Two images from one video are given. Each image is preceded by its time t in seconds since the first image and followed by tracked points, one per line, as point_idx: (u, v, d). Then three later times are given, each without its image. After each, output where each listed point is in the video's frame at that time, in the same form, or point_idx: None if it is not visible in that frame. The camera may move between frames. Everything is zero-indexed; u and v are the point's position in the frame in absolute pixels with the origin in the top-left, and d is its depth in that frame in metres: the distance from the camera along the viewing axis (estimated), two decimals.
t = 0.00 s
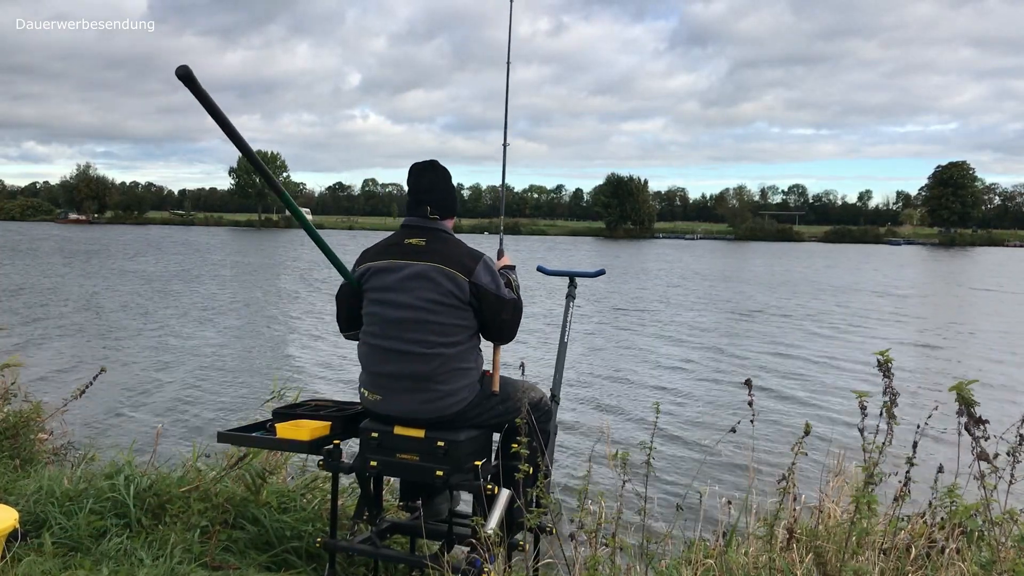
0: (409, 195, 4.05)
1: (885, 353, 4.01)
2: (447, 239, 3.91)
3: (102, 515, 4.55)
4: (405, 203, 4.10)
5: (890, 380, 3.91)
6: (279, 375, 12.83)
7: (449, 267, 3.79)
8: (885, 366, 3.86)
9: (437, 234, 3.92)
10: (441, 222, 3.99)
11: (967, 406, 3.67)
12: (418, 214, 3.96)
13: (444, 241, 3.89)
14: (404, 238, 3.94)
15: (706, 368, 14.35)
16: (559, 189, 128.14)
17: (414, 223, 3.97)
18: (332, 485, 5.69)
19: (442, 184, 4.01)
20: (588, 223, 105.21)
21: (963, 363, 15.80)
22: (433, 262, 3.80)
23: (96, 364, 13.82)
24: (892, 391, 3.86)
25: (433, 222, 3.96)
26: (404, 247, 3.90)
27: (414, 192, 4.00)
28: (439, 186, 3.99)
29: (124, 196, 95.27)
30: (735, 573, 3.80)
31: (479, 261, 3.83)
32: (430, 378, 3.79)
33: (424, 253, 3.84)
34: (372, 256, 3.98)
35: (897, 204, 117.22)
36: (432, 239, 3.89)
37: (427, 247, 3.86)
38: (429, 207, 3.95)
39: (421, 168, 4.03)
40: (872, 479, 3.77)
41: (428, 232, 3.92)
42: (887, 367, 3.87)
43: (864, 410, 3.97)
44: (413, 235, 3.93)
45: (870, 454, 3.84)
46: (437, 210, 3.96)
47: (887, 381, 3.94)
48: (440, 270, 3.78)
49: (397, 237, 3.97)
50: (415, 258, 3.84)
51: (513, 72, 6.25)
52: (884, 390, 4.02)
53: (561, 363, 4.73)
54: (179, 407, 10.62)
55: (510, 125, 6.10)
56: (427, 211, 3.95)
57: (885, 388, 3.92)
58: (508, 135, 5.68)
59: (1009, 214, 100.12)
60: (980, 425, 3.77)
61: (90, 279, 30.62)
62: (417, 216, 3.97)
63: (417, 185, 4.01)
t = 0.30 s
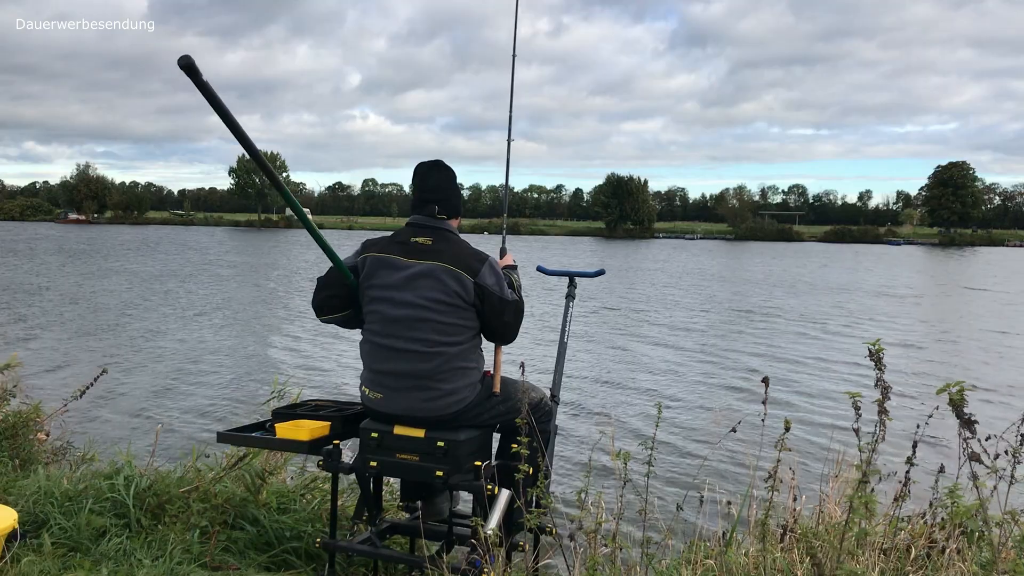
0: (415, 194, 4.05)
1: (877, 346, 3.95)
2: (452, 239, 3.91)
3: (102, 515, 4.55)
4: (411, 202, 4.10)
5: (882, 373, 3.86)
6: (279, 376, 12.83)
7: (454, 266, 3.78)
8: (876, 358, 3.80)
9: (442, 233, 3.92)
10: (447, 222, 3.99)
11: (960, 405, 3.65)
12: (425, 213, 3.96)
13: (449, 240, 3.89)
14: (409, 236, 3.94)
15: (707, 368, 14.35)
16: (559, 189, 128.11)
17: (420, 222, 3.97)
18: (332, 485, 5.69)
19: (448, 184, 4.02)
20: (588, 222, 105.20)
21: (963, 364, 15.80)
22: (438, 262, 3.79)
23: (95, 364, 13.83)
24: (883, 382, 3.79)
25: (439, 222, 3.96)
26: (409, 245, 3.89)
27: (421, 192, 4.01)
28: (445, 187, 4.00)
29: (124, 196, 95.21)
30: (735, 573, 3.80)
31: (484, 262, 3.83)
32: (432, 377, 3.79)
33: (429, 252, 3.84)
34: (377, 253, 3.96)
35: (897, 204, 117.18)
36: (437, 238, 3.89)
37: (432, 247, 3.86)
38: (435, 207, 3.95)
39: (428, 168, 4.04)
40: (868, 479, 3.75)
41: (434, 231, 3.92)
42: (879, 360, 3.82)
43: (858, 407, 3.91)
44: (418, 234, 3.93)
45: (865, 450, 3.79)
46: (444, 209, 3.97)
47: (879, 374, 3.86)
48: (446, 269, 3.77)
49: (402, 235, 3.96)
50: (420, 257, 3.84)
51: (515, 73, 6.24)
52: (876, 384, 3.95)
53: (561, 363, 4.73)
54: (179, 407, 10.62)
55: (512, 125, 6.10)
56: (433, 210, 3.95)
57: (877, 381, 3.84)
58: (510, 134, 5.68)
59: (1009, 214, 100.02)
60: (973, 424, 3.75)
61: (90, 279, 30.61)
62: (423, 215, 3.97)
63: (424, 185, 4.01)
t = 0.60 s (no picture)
0: (414, 194, 4.05)
1: (865, 354, 3.96)
2: (451, 239, 3.91)
3: (102, 515, 4.55)
4: (410, 202, 4.10)
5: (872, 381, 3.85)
6: (279, 376, 12.83)
7: (453, 268, 3.78)
8: (865, 368, 3.78)
9: (441, 233, 3.92)
10: (446, 222, 4.00)
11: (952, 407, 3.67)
12: (424, 213, 3.97)
13: (448, 240, 3.89)
14: (408, 237, 3.94)
15: (706, 368, 14.35)
16: (559, 189, 128.06)
17: (418, 222, 3.97)
18: (332, 485, 5.69)
19: (446, 183, 4.02)
20: (588, 222, 105.20)
21: (962, 363, 15.81)
22: (438, 263, 3.80)
23: (95, 364, 13.84)
24: (874, 390, 3.78)
25: (438, 222, 3.96)
26: (408, 247, 3.90)
27: (419, 191, 4.01)
28: (443, 187, 4.00)
29: (124, 196, 95.04)
30: (735, 573, 3.80)
31: (483, 263, 3.84)
32: (432, 378, 3.79)
33: (429, 253, 3.84)
34: (377, 255, 3.97)
35: (897, 204, 117.19)
36: (436, 239, 3.89)
37: (431, 247, 3.86)
38: (434, 208, 3.96)
39: (426, 168, 4.05)
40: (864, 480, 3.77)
41: (432, 232, 3.92)
42: (868, 368, 3.80)
43: (850, 411, 3.90)
44: (417, 235, 3.93)
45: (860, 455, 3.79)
46: (442, 210, 3.97)
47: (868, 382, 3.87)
48: (445, 271, 3.78)
49: (402, 236, 3.96)
50: (419, 258, 3.84)
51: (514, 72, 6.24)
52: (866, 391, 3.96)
53: (560, 362, 4.73)
54: (179, 407, 10.63)
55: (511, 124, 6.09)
56: (431, 211, 3.96)
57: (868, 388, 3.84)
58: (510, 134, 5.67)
59: (1009, 214, 99.95)
60: (970, 426, 3.75)
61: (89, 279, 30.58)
62: (422, 216, 3.98)
63: (422, 185, 4.02)
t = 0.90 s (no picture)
0: (419, 193, 4.05)
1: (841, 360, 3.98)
2: (456, 239, 3.91)
3: (102, 515, 4.55)
4: (415, 202, 4.10)
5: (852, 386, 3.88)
6: (279, 376, 12.83)
7: (458, 267, 3.78)
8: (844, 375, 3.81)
9: (446, 233, 3.92)
10: (450, 222, 3.99)
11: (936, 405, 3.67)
12: (429, 212, 3.96)
13: (453, 240, 3.89)
14: (412, 235, 3.93)
15: (706, 368, 14.35)
16: (559, 189, 128.03)
17: (423, 221, 3.96)
18: (332, 485, 5.69)
19: (453, 184, 4.02)
20: (588, 222, 105.20)
21: (962, 363, 15.79)
22: (442, 262, 3.79)
23: (95, 364, 13.82)
24: (854, 395, 3.81)
25: (444, 222, 3.96)
26: (413, 244, 3.89)
27: (425, 191, 4.00)
28: (450, 187, 4.00)
29: (124, 196, 94.93)
30: (734, 573, 3.80)
31: (487, 263, 3.83)
32: (433, 377, 3.79)
33: (433, 252, 3.84)
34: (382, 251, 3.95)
35: (897, 204, 117.22)
36: (441, 238, 3.89)
37: (435, 247, 3.85)
38: (439, 207, 3.95)
39: (433, 167, 4.04)
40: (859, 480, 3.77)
41: (438, 231, 3.92)
42: (847, 374, 3.83)
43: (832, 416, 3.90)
44: (421, 233, 3.92)
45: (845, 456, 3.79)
46: (448, 210, 3.97)
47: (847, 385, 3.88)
48: (449, 270, 3.78)
49: (406, 235, 3.95)
50: (423, 256, 3.84)
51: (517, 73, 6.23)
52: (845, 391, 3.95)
53: (560, 362, 4.72)
54: (179, 407, 10.62)
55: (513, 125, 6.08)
56: (437, 210, 3.96)
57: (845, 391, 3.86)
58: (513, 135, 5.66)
59: (1009, 214, 99.95)
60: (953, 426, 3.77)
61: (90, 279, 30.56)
62: (427, 214, 3.97)
63: (428, 184, 4.01)
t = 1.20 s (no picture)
0: (415, 194, 4.05)
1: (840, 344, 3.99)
2: (453, 239, 3.90)
3: (102, 515, 4.55)
4: (411, 202, 4.10)
5: (848, 370, 3.89)
6: (279, 376, 12.83)
7: (454, 268, 3.78)
8: (839, 356, 3.82)
9: (443, 233, 3.92)
10: (447, 221, 3.99)
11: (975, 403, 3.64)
12: (426, 213, 3.96)
13: (450, 241, 3.89)
14: (409, 237, 3.94)
15: (706, 368, 14.34)
16: (559, 189, 128.05)
17: (419, 222, 3.96)
18: (332, 485, 5.69)
19: (448, 184, 4.02)
20: (587, 222, 105.25)
21: (961, 363, 15.80)
22: (439, 263, 3.80)
23: (95, 364, 13.82)
24: (851, 380, 3.81)
25: (439, 222, 3.95)
26: (410, 246, 3.89)
27: (421, 191, 4.00)
28: (445, 187, 4.00)
29: (124, 196, 94.81)
30: (735, 573, 3.80)
31: (484, 264, 3.83)
32: (432, 378, 3.79)
33: (430, 253, 3.84)
34: (381, 254, 3.97)
35: (897, 204, 117.26)
36: (437, 239, 3.89)
37: (432, 248, 3.85)
38: (435, 207, 3.95)
39: (428, 168, 4.04)
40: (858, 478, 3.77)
41: (434, 232, 3.91)
42: (843, 359, 3.85)
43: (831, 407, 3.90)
44: (418, 234, 3.92)
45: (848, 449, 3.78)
46: (443, 210, 3.96)
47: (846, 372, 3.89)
48: (446, 271, 3.78)
49: (403, 236, 3.96)
50: (419, 258, 3.84)
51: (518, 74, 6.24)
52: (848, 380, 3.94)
53: (560, 362, 4.72)
54: (179, 407, 10.61)
55: (513, 125, 6.08)
56: (433, 210, 3.95)
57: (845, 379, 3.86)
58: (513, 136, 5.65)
59: (1008, 214, 99.92)
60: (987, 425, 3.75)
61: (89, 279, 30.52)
62: (423, 215, 3.97)
63: (423, 185, 4.01)
